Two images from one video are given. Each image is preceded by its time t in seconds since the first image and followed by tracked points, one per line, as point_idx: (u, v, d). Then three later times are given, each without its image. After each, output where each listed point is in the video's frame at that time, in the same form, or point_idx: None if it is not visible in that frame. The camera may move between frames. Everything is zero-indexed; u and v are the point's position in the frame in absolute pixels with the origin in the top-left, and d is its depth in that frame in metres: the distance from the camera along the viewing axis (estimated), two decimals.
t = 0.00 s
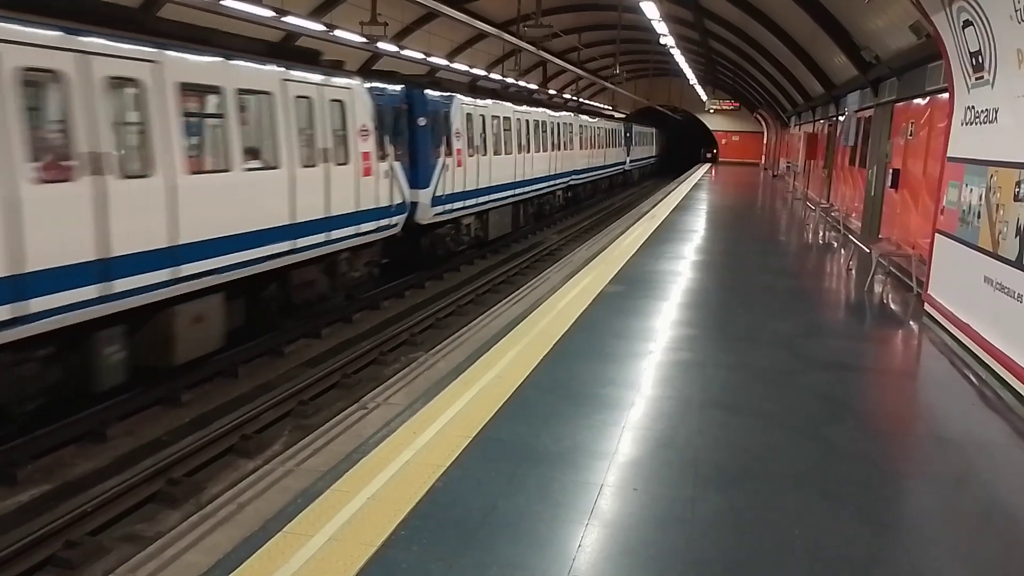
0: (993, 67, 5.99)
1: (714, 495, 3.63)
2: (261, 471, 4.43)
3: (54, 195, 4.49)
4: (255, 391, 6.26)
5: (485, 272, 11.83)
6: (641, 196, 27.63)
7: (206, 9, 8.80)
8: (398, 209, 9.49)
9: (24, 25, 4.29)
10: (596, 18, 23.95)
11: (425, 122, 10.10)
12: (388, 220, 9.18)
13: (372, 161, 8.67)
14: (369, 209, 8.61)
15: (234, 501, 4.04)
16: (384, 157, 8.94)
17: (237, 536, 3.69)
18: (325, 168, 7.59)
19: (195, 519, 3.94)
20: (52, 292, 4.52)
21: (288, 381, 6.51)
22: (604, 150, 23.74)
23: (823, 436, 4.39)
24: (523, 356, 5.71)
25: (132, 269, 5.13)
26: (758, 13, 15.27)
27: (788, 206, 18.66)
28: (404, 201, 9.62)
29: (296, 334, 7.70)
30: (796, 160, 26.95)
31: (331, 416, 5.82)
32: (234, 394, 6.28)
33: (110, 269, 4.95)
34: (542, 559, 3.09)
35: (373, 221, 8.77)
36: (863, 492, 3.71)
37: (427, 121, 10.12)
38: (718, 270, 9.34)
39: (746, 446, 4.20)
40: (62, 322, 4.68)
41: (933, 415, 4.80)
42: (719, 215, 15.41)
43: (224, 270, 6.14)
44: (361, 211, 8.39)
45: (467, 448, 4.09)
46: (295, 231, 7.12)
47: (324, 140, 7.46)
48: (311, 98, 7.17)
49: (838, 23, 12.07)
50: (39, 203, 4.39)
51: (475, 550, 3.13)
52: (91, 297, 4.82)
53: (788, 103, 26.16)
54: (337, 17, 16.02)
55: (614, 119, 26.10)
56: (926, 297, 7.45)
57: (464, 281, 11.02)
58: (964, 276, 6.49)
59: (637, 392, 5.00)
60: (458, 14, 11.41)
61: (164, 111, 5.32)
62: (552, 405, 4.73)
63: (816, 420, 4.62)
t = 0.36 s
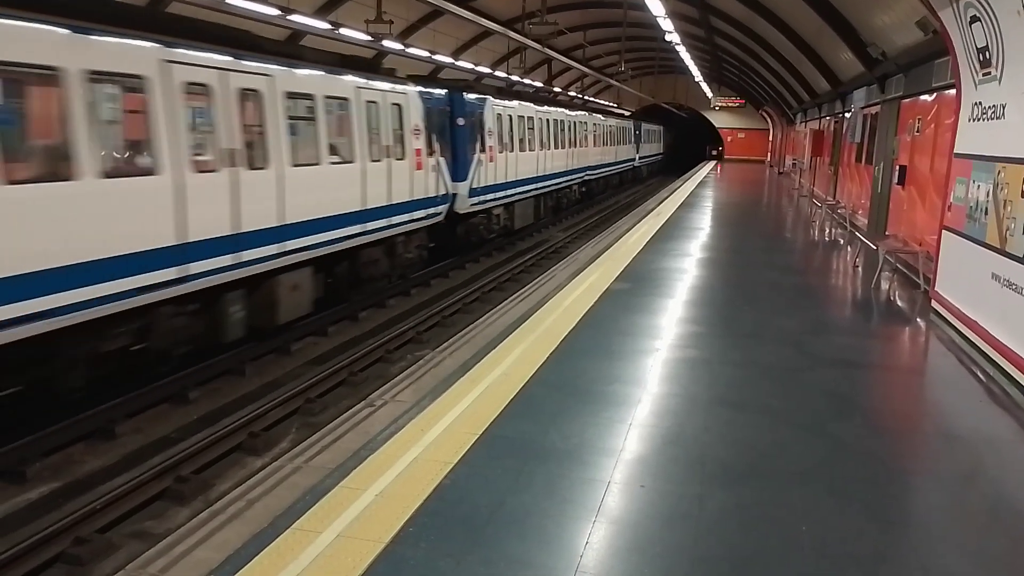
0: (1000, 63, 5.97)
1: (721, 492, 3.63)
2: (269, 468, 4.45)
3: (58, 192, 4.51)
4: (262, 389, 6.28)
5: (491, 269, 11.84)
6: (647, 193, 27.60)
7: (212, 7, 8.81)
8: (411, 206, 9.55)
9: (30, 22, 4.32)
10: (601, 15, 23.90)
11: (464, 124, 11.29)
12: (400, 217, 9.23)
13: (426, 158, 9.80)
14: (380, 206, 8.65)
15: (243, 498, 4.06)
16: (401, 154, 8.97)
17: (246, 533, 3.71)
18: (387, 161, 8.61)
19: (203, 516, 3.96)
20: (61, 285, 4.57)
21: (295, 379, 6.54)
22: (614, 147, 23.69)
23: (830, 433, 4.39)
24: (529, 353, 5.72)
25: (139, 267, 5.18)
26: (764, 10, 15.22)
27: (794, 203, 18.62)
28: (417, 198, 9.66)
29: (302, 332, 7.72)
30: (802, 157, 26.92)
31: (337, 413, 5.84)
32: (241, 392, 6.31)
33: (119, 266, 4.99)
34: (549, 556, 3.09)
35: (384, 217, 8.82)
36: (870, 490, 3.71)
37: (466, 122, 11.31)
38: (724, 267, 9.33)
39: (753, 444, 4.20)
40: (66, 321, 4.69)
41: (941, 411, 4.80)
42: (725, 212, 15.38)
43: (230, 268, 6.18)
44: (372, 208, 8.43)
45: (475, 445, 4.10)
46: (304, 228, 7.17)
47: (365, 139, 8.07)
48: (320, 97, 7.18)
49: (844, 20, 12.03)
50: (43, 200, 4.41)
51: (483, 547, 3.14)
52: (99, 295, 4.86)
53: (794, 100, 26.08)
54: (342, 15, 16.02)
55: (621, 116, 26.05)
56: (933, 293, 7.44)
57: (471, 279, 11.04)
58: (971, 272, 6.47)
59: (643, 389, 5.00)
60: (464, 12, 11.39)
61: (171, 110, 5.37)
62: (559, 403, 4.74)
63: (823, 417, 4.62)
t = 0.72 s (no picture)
0: (1001, 63, 5.97)
1: (721, 490, 3.64)
2: (270, 465, 4.45)
3: (57, 189, 4.53)
4: (262, 387, 6.27)
5: (491, 268, 11.83)
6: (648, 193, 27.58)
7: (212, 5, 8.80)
8: (416, 203, 9.56)
9: (26, 20, 4.33)
10: (602, 14, 23.88)
11: (492, 123, 12.36)
12: (403, 215, 9.24)
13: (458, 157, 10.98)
14: (382, 203, 8.66)
15: (243, 495, 4.07)
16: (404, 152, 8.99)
17: (246, 530, 3.72)
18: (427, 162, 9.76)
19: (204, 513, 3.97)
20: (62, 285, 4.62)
21: (296, 377, 6.55)
22: (614, 147, 23.64)
23: (830, 432, 4.39)
24: (530, 351, 5.73)
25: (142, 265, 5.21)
26: (765, 9, 15.22)
27: (795, 202, 18.61)
28: (420, 195, 9.68)
29: (302, 330, 7.72)
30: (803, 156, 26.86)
31: (337, 412, 5.85)
32: (241, 390, 6.31)
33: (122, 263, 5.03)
34: (550, 554, 3.10)
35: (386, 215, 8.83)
36: (871, 489, 3.71)
37: (495, 121, 12.38)
38: (724, 267, 9.32)
39: (753, 442, 4.20)
40: (68, 316, 4.75)
41: (940, 410, 4.81)
42: (726, 212, 15.35)
43: (233, 266, 6.22)
44: (373, 206, 8.44)
45: (475, 444, 4.10)
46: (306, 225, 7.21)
47: (366, 136, 8.09)
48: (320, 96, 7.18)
49: (846, 19, 12.02)
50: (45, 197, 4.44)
51: (483, 545, 3.14)
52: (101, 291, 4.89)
53: (795, 99, 26.05)
54: (343, 13, 15.98)
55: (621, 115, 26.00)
56: (933, 293, 7.44)
57: (470, 278, 11.03)
58: (972, 272, 6.47)
59: (644, 388, 5.01)
60: (466, 10, 11.37)
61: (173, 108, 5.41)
62: (560, 401, 4.73)
63: (823, 416, 4.62)
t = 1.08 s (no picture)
0: (1006, 67, 5.97)
1: (724, 493, 3.64)
2: (274, 466, 4.46)
3: (54, 189, 4.53)
4: (265, 388, 6.27)
5: (494, 270, 11.82)
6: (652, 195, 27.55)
7: (217, 6, 8.82)
8: (419, 205, 9.56)
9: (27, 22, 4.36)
10: (606, 17, 23.91)
11: (520, 128, 13.78)
12: (406, 217, 9.25)
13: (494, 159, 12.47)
14: (385, 206, 8.67)
15: (247, 496, 4.08)
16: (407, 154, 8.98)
17: (250, 530, 3.73)
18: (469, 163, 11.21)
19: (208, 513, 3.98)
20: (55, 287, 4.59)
21: (299, 378, 6.56)
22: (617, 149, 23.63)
23: (834, 435, 4.39)
24: (533, 353, 5.74)
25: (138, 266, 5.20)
26: (769, 12, 15.22)
27: (799, 205, 18.58)
28: (423, 197, 9.68)
29: (306, 332, 7.73)
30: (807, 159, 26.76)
31: (341, 413, 5.85)
32: (245, 391, 6.31)
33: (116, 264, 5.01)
34: (552, 555, 3.10)
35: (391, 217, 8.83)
36: (875, 492, 3.71)
37: (523, 126, 13.80)
38: (729, 270, 9.30)
39: (756, 445, 4.20)
40: (73, 315, 4.74)
41: (944, 414, 4.80)
42: (730, 215, 15.31)
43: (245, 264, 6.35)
44: (377, 208, 8.44)
45: (478, 446, 4.10)
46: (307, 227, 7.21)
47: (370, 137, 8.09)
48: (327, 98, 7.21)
49: (850, 23, 12.02)
50: (40, 197, 4.43)
51: (487, 547, 3.15)
52: (97, 293, 4.88)
53: (799, 102, 26.03)
54: (347, 15, 15.99)
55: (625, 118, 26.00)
56: (937, 297, 7.43)
57: (474, 280, 11.03)
58: (976, 276, 6.47)
59: (647, 391, 5.01)
60: (469, 12, 11.37)
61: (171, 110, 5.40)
62: (563, 404, 4.73)
63: (827, 420, 4.62)
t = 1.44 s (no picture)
0: (1010, 71, 5.97)
1: (729, 498, 3.64)
2: (280, 469, 4.48)
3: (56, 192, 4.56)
4: (270, 393, 6.29)
5: (499, 275, 11.83)
6: (656, 200, 27.56)
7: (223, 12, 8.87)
8: (428, 209, 9.56)
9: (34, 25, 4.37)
10: (611, 22, 23.97)
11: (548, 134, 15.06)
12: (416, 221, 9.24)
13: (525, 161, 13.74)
14: (397, 211, 8.66)
15: (252, 500, 4.10)
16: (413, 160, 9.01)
17: (256, 534, 3.75)
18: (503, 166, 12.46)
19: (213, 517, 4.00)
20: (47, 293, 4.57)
21: (305, 382, 6.58)
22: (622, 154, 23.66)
23: (839, 440, 4.39)
24: (538, 357, 5.75)
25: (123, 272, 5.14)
26: (774, 17, 15.24)
27: (804, 210, 18.56)
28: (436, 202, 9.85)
29: (311, 336, 7.75)
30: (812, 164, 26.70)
31: (346, 417, 5.87)
32: (250, 395, 6.34)
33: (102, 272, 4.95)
34: (555, 559, 3.11)
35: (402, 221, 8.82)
36: (879, 497, 3.71)
37: (551, 133, 15.29)
38: (733, 274, 9.30)
39: (760, 450, 4.20)
40: (59, 324, 4.72)
41: (949, 419, 4.79)
42: (735, 220, 15.29)
43: (264, 266, 6.48)
44: (387, 212, 8.44)
45: (482, 450, 4.11)
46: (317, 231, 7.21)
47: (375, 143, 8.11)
48: (338, 103, 7.24)
49: (855, 27, 12.03)
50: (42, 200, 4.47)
51: (491, 551, 3.15)
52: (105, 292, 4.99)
53: (804, 106, 26.02)
54: (353, 21, 16.07)
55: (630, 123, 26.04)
56: (942, 302, 7.43)
57: (478, 285, 11.04)
58: (980, 281, 6.46)
59: (651, 395, 5.01)
60: (475, 18, 11.40)
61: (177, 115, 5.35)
62: (569, 408, 4.74)
63: (832, 424, 4.62)
